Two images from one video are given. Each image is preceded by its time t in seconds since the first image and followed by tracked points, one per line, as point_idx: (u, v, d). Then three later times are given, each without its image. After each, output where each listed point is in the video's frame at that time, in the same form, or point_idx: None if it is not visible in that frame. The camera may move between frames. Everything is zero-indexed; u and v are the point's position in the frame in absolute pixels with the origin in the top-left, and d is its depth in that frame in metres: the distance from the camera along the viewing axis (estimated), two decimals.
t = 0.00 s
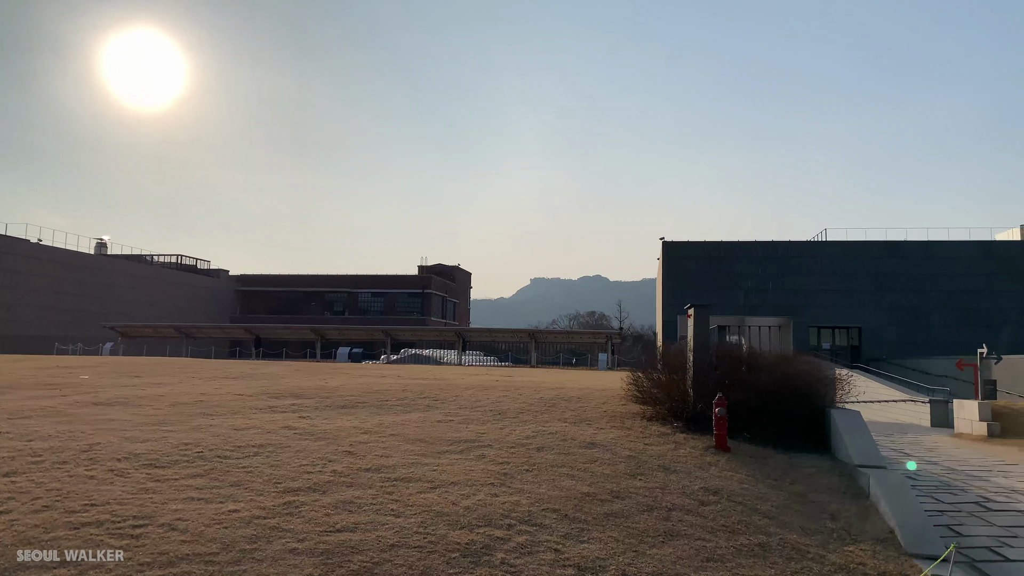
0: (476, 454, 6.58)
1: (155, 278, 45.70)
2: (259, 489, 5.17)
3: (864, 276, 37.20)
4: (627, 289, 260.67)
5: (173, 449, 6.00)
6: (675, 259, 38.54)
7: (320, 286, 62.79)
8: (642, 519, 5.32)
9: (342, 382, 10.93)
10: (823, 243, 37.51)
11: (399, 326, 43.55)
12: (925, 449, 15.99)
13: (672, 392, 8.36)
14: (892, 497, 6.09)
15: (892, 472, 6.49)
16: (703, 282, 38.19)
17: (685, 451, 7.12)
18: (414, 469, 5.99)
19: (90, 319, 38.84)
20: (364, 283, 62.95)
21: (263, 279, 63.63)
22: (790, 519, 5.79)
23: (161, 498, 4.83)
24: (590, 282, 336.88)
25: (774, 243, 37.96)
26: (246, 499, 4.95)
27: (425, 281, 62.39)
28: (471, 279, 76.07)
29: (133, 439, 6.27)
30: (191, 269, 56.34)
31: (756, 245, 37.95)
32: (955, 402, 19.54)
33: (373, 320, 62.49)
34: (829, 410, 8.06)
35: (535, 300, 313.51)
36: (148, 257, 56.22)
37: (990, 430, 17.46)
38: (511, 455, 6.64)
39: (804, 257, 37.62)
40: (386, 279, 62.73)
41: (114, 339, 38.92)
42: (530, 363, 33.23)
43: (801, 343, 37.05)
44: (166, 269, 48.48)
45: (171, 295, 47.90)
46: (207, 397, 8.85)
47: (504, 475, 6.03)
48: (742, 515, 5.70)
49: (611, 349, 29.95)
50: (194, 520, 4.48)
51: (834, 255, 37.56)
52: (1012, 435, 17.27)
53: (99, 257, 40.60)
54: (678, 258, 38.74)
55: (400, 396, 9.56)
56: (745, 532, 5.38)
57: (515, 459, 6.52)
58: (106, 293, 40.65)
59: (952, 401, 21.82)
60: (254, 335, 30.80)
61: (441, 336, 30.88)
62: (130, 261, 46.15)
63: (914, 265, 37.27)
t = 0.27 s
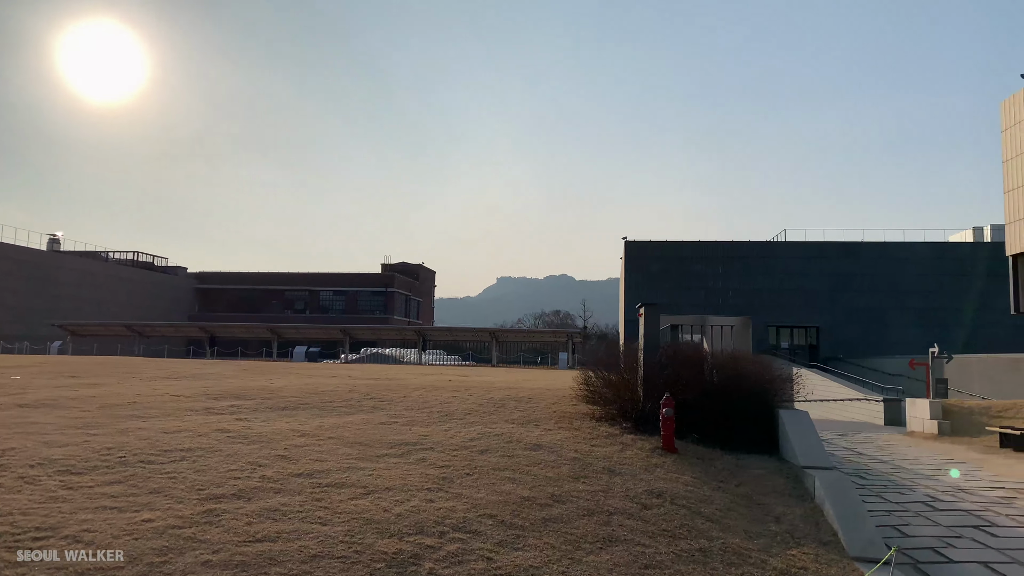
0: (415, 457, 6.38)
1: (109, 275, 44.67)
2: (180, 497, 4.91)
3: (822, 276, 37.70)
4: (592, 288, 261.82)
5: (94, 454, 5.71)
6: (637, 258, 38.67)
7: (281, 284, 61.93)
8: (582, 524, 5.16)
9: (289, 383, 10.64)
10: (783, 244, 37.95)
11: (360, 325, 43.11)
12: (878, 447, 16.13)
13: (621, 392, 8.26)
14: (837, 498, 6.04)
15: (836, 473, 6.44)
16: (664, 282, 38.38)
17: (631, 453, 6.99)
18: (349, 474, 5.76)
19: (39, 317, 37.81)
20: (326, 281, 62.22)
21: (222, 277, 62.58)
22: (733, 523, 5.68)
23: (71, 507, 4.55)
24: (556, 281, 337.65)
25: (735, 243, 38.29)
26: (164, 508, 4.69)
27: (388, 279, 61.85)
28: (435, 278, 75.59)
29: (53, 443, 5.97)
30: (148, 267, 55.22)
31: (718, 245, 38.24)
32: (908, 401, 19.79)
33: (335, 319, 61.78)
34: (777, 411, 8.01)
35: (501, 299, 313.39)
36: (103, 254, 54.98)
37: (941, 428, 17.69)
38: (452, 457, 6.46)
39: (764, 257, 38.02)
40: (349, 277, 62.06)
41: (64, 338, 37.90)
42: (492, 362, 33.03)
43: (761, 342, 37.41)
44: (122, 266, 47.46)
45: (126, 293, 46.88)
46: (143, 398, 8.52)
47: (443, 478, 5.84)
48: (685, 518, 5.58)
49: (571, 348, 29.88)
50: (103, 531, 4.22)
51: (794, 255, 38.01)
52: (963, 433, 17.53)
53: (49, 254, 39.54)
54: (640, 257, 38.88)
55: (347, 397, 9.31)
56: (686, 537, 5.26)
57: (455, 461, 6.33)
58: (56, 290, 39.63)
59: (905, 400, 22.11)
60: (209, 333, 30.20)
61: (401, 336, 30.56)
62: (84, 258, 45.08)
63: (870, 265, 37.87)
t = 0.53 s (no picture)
0: (356, 457, 6.12)
1: (61, 272, 43.56)
2: (96, 501, 4.62)
3: (781, 276, 38.13)
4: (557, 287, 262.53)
5: (9, 455, 5.37)
6: (600, 257, 38.74)
7: (241, 282, 60.96)
8: (524, 526, 4.97)
9: (234, 382, 10.31)
10: (743, 244, 38.30)
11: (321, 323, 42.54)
12: (834, 445, 16.22)
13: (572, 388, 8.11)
14: (789, 499, 5.91)
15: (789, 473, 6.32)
16: (627, 281, 38.49)
17: (580, 452, 6.82)
18: (282, 475, 5.49)
19: None
20: (287, 279, 61.40)
21: (181, 274, 61.43)
22: (681, 523, 5.53)
23: None
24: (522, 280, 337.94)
25: (697, 243, 38.55)
26: (77, 513, 4.40)
27: (351, 277, 61.22)
28: (399, 276, 75.01)
29: None
30: (103, 263, 54.01)
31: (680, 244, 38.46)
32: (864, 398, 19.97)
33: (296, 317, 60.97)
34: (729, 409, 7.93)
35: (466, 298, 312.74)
36: (56, 250, 53.66)
37: (895, 426, 17.86)
38: (394, 457, 6.22)
39: (725, 257, 38.35)
40: (310, 275, 61.28)
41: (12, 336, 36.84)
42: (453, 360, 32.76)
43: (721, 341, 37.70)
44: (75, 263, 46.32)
45: (79, 290, 45.76)
46: (75, 396, 8.15)
47: (382, 479, 5.60)
48: (631, 519, 5.42)
49: (532, 346, 29.74)
50: (5, 539, 3.92)
51: (754, 255, 38.40)
52: (916, 430, 17.71)
53: None
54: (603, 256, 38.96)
55: (292, 395, 9.02)
56: (631, 539, 5.08)
57: (397, 462, 6.09)
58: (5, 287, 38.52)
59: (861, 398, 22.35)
60: (163, 330, 29.53)
61: (361, 334, 30.18)
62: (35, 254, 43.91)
63: (828, 265, 38.38)
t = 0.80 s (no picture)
0: (291, 467, 5.84)
1: (9, 269, 42.31)
2: None
3: (742, 277, 38.45)
4: (523, 286, 262.76)
5: None
6: (563, 257, 38.71)
7: (199, 280, 59.82)
8: (461, 539, 4.74)
9: (175, 385, 9.92)
10: (706, 244, 38.55)
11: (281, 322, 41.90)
12: (791, 445, 16.27)
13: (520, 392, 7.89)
14: (738, 506, 5.76)
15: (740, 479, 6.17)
16: (590, 281, 38.51)
17: (529, 458, 6.60)
18: (207, 487, 5.19)
19: None
20: (247, 277, 60.40)
21: (137, 272, 60.11)
22: (627, 533, 5.34)
23: None
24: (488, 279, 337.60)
25: (659, 243, 38.69)
26: None
27: (312, 276, 60.42)
28: (362, 275, 74.26)
29: None
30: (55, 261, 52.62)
31: (643, 245, 38.56)
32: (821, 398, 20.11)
33: (256, 316, 60.00)
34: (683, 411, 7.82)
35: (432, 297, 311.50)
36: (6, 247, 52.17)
37: (851, 426, 17.99)
38: (331, 466, 5.94)
39: (688, 257, 38.56)
40: (271, 273, 60.36)
41: None
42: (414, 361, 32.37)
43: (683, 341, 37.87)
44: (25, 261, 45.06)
45: (29, 288, 44.50)
46: None
47: (316, 490, 5.33)
48: (575, 530, 5.22)
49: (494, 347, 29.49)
50: None
51: (716, 256, 38.67)
52: (872, 430, 17.86)
53: None
54: (567, 256, 38.93)
55: (233, 399, 8.68)
56: (574, 550, 4.89)
57: (335, 471, 5.83)
58: None
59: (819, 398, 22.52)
60: (113, 330, 28.75)
61: (319, 334, 29.68)
62: None
63: (789, 266, 38.78)
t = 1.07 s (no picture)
0: (225, 471, 5.57)
1: None
2: None
3: (709, 277, 38.68)
4: (493, 287, 262.55)
5: None
6: (531, 257, 38.65)
7: (162, 279, 58.74)
8: (398, 546, 4.52)
9: (118, 385, 9.55)
10: (672, 245, 38.74)
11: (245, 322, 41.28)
12: (753, 445, 16.27)
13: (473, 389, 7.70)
14: (690, 508, 5.60)
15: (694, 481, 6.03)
16: (558, 281, 38.52)
17: (478, 460, 6.40)
18: (132, 492, 4.91)
19: None
20: (211, 276, 59.43)
21: (97, 271, 58.86)
22: (574, 538, 5.15)
23: None
24: (459, 279, 336.85)
25: (627, 244, 38.79)
26: None
27: (278, 275, 59.62)
28: (330, 274, 73.50)
29: None
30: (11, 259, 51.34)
31: (611, 245, 38.63)
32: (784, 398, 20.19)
33: (220, 316, 59.03)
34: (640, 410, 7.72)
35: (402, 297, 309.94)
36: None
37: (814, 426, 18.06)
38: (269, 470, 5.68)
39: (655, 257, 38.70)
40: (236, 273, 59.49)
41: None
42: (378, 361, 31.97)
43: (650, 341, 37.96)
44: None
45: None
46: None
47: (249, 495, 5.07)
48: (520, 535, 5.02)
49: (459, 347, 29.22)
50: None
51: (683, 256, 38.87)
52: (834, 430, 17.93)
53: None
54: (534, 256, 38.89)
55: (176, 400, 8.35)
56: (516, 556, 4.70)
57: (272, 474, 5.57)
58: None
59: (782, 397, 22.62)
60: (68, 329, 28.02)
61: (281, 334, 29.18)
62: None
63: (754, 267, 39.07)
